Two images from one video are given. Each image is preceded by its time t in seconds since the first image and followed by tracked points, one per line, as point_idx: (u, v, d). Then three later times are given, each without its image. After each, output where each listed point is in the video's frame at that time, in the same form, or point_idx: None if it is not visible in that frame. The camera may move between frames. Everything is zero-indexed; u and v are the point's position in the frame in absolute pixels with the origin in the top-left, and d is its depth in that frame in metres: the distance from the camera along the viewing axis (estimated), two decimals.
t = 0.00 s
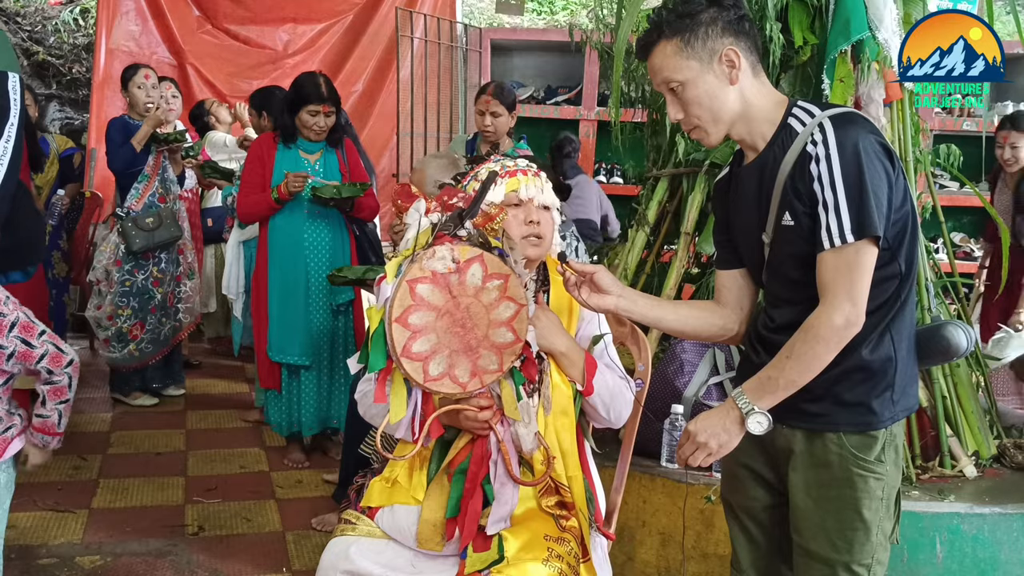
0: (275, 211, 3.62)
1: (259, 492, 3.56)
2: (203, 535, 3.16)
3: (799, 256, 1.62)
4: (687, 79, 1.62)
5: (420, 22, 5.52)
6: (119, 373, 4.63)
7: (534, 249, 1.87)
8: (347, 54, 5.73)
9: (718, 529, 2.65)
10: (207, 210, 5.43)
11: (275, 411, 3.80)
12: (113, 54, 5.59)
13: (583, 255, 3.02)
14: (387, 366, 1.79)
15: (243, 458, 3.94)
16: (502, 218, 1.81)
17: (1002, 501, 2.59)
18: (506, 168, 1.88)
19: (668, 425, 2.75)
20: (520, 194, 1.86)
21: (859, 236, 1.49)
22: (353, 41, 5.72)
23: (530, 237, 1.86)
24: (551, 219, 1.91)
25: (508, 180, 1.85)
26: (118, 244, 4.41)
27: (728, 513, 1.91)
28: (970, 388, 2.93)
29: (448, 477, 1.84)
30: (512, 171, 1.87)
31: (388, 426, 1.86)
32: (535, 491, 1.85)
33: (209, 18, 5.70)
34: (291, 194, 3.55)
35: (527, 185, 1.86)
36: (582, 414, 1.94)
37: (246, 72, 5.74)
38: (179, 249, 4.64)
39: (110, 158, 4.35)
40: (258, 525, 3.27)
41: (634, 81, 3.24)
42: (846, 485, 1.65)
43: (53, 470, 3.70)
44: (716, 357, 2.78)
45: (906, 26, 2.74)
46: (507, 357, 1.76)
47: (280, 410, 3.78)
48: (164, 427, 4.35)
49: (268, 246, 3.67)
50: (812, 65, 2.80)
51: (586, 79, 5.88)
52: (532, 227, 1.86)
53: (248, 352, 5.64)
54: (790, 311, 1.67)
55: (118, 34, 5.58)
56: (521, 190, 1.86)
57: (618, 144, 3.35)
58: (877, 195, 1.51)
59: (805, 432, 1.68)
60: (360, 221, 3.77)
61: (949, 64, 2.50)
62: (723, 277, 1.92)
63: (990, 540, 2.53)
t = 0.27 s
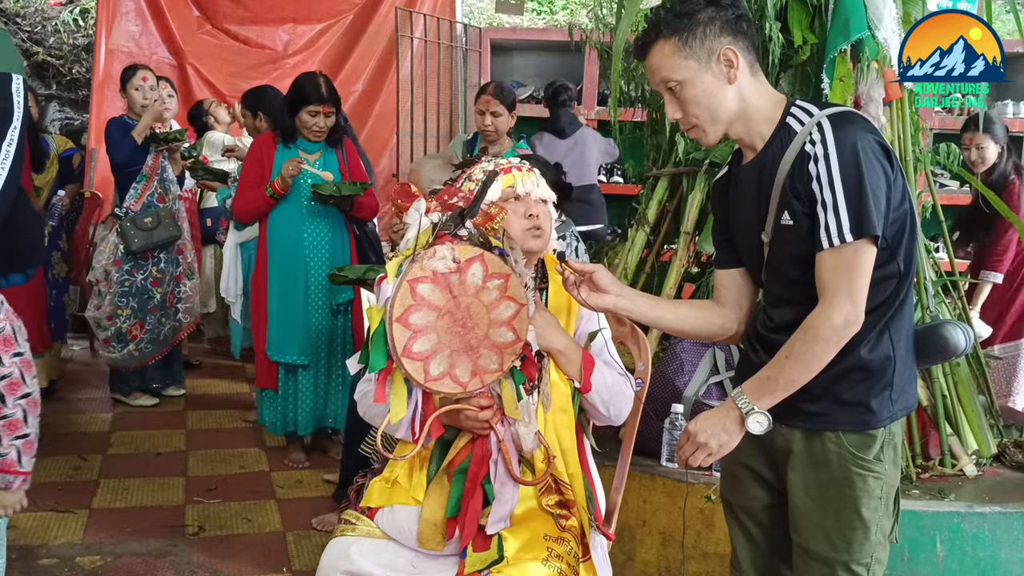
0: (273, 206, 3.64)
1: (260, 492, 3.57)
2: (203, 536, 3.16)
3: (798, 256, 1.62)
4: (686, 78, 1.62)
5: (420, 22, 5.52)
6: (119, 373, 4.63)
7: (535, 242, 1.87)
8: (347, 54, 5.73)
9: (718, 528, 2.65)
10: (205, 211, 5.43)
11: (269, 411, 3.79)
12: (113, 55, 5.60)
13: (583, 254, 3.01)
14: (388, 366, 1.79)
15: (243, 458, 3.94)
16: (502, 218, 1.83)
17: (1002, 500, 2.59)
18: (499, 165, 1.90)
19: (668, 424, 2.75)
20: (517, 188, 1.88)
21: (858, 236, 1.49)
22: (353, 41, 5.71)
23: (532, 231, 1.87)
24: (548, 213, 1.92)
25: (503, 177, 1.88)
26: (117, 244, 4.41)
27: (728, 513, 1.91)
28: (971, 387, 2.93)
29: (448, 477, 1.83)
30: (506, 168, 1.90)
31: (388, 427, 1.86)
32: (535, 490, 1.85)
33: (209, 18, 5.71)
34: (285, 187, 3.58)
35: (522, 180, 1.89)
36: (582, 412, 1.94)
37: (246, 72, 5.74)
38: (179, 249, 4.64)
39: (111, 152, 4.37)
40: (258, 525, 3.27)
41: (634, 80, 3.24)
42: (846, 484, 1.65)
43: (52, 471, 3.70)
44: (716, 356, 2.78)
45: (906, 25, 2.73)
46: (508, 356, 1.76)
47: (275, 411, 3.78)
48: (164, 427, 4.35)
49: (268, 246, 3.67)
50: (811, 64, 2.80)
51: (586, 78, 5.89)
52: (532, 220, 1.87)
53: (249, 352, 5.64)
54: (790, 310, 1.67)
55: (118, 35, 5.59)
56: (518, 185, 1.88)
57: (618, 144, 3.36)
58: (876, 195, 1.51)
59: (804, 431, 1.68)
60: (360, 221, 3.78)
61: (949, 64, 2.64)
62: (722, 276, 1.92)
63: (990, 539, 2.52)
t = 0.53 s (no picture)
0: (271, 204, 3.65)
1: (260, 492, 3.57)
2: (204, 536, 3.16)
3: (797, 255, 1.63)
4: (683, 76, 1.63)
5: (419, 22, 5.53)
6: (119, 373, 4.63)
7: (541, 258, 1.87)
8: (346, 54, 5.73)
9: (719, 527, 2.66)
10: (204, 211, 5.43)
11: (266, 412, 3.78)
12: (112, 55, 5.61)
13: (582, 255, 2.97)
14: (389, 365, 1.79)
15: (244, 459, 3.94)
16: (504, 220, 1.85)
17: (1002, 499, 2.59)
18: (507, 172, 1.87)
19: (668, 424, 2.75)
20: (526, 201, 1.86)
21: (856, 235, 1.49)
22: (353, 41, 5.71)
23: (539, 244, 1.87)
24: (554, 223, 1.91)
25: (515, 188, 1.85)
26: (117, 245, 4.41)
27: (727, 512, 1.91)
28: (971, 385, 2.93)
29: (448, 476, 1.84)
30: (516, 178, 1.86)
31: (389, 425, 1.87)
32: (535, 489, 1.85)
33: (208, 18, 5.72)
34: (284, 185, 3.59)
35: (531, 191, 1.86)
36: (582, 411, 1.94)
37: (245, 72, 5.75)
38: (178, 249, 4.64)
39: (111, 150, 4.39)
40: (259, 525, 3.27)
41: (633, 80, 3.24)
42: (845, 483, 1.65)
43: (53, 471, 3.71)
44: (716, 355, 2.78)
45: (905, 25, 2.73)
46: (509, 355, 1.76)
47: (272, 410, 3.77)
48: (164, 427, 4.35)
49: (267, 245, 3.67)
50: (810, 63, 2.80)
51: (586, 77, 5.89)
52: (540, 235, 1.87)
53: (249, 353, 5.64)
54: (788, 310, 1.68)
55: (118, 35, 5.60)
56: (527, 197, 1.86)
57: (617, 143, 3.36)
58: (874, 194, 1.51)
59: (804, 430, 1.68)
60: (360, 221, 3.78)
61: (949, 65, 2.56)
62: (721, 276, 1.92)
63: (989, 537, 2.53)
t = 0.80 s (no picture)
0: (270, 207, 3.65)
1: (261, 492, 3.57)
2: (205, 536, 3.17)
3: (796, 254, 1.63)
4: (682, 76, 1.63)
5: (419, 22, 5.53)
6: (119, 373, 4.64)
7: (541, 258, 1.89)
8: (346, 54, 5.73)
9: (719, 526, 2.66)
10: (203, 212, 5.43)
11: (269, 411, 3.77)
12: (112, 56, 5.61)
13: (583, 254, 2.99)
14: (390, 365, 1.80)
15: (244, 459, 3.94)
16: (505, 220, 1.86)
17: (1002, 497, 2.59)
18: (513, 173, 1.89)
19: (668, 423, 2.76)
20: (530, 202, 1.88)
21: (854, 234, 1.49)
22: (352, 41, 5.71)
23: (539, 246, 1.88)
24: (558, 225, 1.94)
25: (520, 188, 1.87)
26: (117, 245, 4.42)
27: (727, 510, 1.91)
28: (971, 384, 2.93)
29: (447, 476, 1.84)
30: (522, 177, 1.89)
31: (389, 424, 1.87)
32: (535, 489, 1.85)
33: (208, 19, 5.72)
34: (285, 190, 3.59)
35: (537, 193, 1.89)
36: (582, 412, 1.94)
37: (245, 72, 5.75)
38: (178, 249, 4.65)
39: (111, 150, 4.38)
40: (259, 525, 3.27)
41: (633, 80, 3.25)
42: (844, 481, 1.66)
43: (54, 471, 3.72)
44: (716, 354, 2.78)
45: (905, 24, 2.74)
46: (509, 356, 1.76)
47: (274, 409, 3.77)
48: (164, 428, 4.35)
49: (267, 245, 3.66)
50: (809, 62, 2.81)
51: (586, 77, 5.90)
52: (543, 236, 1.89)
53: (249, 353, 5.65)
54: (788, 308, 1.68)
55: (117, 36, 5.61)
56: (532, 199, 1.88)
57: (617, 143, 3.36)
58: (872, 193, 1.52)
59: (803, 429, 1.69)
60: (360, 220, 3.79)
61: (949, 64, 2.53)
62: (720, 275, 1.92)
63: (990, 536, 2.53)
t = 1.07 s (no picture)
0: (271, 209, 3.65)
1: (262, 492, 3.57)
2: (206, 535, 3.17)
3: (796, 253, 1.63)
4: (682, 76, 1.64)
5: (419, 21, 5.53)
6: (120, 373, 4.64)
7: (540, 254, 1.91)
8: (346, 54, 5.73)
9: (719, 526, 2.66)
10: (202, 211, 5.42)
11: (272, 410, 3.76)
12: (113, 56, 5.62)
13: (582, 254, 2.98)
14: (393, 365, 1.79)
15: (245, 459, 3.95)
16: (507, 219, 1.85)
17: (1003, 497, 2.59)
18: (512, 169, 1.90)
19: (668, 422, 2.78)
20: (528, 198, 1.89)
21: (853, 233, 1.50)
22: (353, 41, 5.71)
23: (537, 241, 1.90)
24: (556, 222, 1.95)
25: (518, 184, 1.88)
26: (117, 245, 4.42)
27: (728, 509, 1.91)
28: (971, 384, 2.94)
29: (448, 476, 1.84)
30: (520, 174, 1.90)
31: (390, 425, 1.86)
32: (535, 489, 1.85)
33: (209, 19, 5.73)
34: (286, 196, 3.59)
35: (535, 189, 1.90)
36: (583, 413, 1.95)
37: (245, 72, 5.76)
38: (179, 250, 4.65)
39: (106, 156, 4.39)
40: (260, 524, 3.28)
41: (633, 79, 3.25)
42: (845, 481, 1.66)
43: (54, 471, 3.72)
44: (716, 354, 2.77)
45: (905, 24, 2.74)
46: (511, 355, 1.76)
47: (277, 408, 3.76)
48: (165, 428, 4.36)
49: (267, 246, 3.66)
50: (809, 62, 2.81)
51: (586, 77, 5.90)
52: (540, 232, 1.90)
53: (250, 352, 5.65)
54: (788, 308, 1.68)
55: (118, 36, 5.61)
56: (530, 193, 1.89)
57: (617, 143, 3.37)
58: (872, 192, 1.52)
59: (804, 428, 1.69)
60: (361, 221, 3.78)
61: (949, 65, 2.57)
62: (720, 275, 1.93)
63: (990, 535, 2.53)
